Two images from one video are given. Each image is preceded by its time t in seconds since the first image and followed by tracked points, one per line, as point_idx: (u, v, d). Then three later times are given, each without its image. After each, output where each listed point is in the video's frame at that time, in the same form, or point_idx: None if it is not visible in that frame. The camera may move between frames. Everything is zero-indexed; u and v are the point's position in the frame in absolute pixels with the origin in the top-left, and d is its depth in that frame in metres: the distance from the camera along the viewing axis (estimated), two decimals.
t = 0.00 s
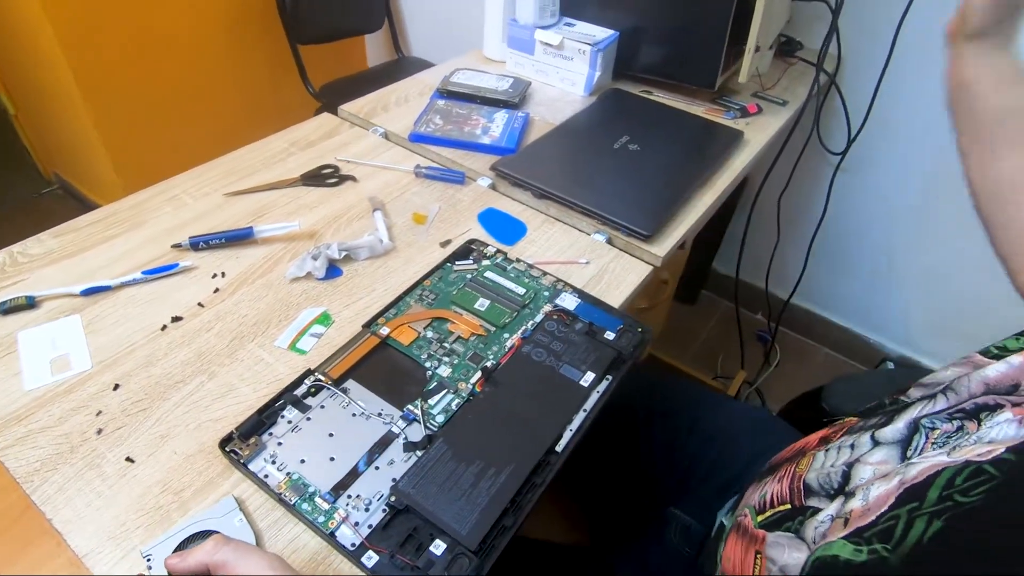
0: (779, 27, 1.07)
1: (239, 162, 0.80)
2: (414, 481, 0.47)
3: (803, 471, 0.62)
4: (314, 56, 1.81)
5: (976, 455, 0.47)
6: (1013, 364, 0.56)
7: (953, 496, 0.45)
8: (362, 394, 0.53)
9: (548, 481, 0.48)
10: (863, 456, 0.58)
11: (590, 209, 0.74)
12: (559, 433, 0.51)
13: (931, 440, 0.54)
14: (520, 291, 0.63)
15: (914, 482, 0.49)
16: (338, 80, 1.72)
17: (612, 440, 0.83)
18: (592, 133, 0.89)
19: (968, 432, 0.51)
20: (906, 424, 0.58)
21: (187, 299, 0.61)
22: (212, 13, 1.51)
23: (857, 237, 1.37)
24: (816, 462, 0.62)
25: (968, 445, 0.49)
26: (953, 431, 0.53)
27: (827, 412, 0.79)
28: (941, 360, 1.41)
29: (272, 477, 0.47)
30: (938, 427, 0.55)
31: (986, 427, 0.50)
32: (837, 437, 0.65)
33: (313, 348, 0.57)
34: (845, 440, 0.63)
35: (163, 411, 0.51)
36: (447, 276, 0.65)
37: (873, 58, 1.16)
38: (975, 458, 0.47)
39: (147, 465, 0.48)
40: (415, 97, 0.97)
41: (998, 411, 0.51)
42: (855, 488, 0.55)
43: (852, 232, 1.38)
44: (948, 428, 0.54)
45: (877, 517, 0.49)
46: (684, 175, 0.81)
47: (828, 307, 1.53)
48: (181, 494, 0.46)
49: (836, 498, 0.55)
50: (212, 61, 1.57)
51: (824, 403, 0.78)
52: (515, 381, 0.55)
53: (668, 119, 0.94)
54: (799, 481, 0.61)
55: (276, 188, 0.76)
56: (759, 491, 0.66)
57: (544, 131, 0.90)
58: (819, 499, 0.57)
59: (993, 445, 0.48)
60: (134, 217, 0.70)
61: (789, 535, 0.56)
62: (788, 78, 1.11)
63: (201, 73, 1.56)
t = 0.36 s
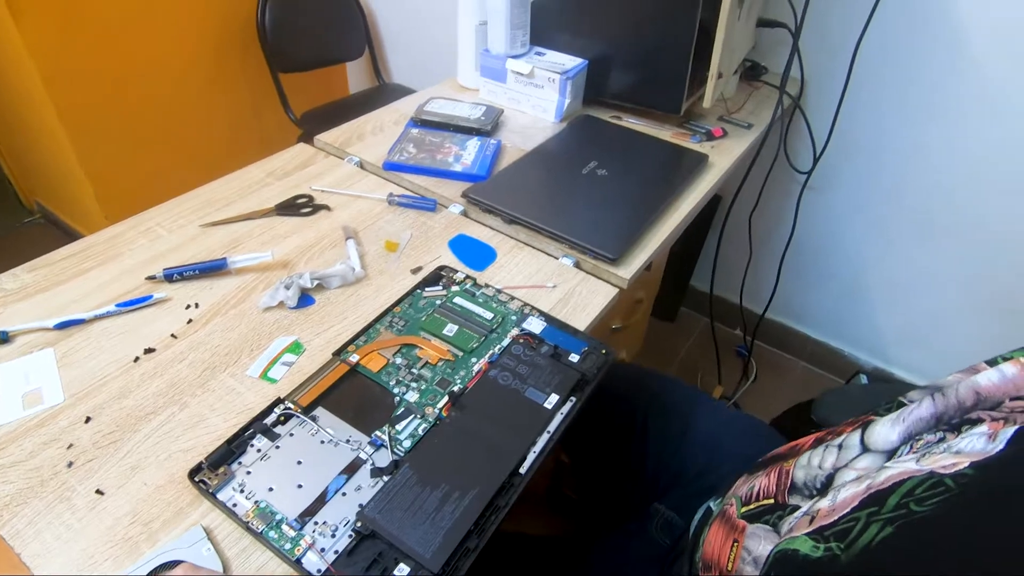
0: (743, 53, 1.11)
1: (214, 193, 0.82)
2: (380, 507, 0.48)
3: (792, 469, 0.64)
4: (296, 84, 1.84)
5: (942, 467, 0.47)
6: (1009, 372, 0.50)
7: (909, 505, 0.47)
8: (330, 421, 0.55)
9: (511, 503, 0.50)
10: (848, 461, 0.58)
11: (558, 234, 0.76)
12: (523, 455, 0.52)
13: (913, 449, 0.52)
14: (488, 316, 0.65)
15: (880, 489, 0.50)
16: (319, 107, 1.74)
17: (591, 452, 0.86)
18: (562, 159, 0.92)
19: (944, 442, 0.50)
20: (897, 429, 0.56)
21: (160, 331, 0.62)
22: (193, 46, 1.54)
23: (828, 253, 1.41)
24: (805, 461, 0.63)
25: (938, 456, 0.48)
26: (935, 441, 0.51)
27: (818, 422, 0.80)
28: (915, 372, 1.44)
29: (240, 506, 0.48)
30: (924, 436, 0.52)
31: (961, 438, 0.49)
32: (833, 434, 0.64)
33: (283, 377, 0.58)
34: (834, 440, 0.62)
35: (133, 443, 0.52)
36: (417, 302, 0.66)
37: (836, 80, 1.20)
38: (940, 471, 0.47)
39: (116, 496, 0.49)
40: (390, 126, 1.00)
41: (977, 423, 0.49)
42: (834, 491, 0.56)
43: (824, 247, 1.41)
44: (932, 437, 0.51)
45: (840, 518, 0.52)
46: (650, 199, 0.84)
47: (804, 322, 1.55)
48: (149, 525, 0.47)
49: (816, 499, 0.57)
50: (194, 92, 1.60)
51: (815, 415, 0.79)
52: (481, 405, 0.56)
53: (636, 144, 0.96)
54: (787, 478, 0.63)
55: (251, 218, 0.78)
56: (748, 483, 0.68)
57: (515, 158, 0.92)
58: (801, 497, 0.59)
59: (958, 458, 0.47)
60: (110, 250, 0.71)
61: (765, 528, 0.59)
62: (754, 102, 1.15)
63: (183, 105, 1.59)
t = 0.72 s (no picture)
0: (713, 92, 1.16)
1: (198, 237, 0.84)
2: (355, 550, 0.49)
3: (768, 507, 0.63)
4: (283, 123, 1.88)
5: (908, 515, 0.47)
6: (971, 411, 0.52)
7: (877, 557, 0.46)
8: (308, 464, 0.56)
9: (484, 544, 0.51)
10: (822, 499, 0.58)
11: (534, 273, 0.78)
12: (496, 495, 0.54)
13: (882, 490, 0.52)
14: (464, 356, 0.67)
15: (850, 536, 0.50)
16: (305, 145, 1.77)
17: (572, 488, 0.86)
18: (538, 198, 0.94)
19: (911, 484, 0.50)
20: (864, 465, 0.57)
21: (141, 377, 0.63)
22: (180, 89, 1.58)
23: (805, 281, 1.44)
24: (780, 498, 0.62)
25: (905, 502, 0.48)
26: (902, 483, 0.51)
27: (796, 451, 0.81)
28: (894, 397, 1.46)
29: (217, 552, 0.49)
30: (891, 475, 0.53)
31: (926, 480, 0.50)
32: (807, 468, 0.64)
33: (262, 421, 0.59)
34: (809, 477, 0.62)
35: (112, 491, 0.53)
36: (395, 343, 0.68)
37: (803, 116, 1.25)
38: (906, 519, 0.47)
39: (94, 545, 0.49)
40: (372, 167, 1.02)
41: (942, 465, 0.50)
42: (807, 533, 0.55)
43: (800, 276, 1.44)
44: (899, 477, 0.52)
45: (813, 566, 0.50)
46: (624, 236, 0.86)
47: (785, 349, 1.57)
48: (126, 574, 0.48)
49: (789, 540, 0.56)
50: (182, 135, 1.63)
51: (793, 443, 0.80)
52: (456, 446, 0.57)
53: (611, 182, 1.00)
54: (761, 516, 0.63)
55: (233, 262, 0.79)
56: (725, 519, 0.68)
57: (493, 197, 0.95)
58: (776, 538, 0.58)
59: (925, 505, 0.47)
60: (93, 296, 0.73)
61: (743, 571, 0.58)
62: (725, 138, 1.19)
63: (171, 147, 1.62)
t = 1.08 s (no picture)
0: (687, 146, 1.21)
1: (185, 292, 0.85)
2: None
3: (743, 559, 0.64)
4: (273, 174, 1.92)
5: (874, 570, 0.50)
6: (933, 465, 0.57)
7: None
8: (287, 521, 0.57)
9: None
10: (795, 552, 0.59)
11: (513, 324, 0.80)
12: (472, 549, 0.54)
13: (853, 544, 0.55)
14: (444, 409, 0.68)
15: None
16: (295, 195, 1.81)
17: (555, 539, 0.86)
18: (519, 250, 0.97)
19: (877, 539, 0.54)
20: (835, 518, 0.59)
21: (124, 434, 0.64)
22: (174, 145, 1.62)
23: (784, 324, 1.47)
24: (756, 550, 0.63)
25: (871, 557, 0.52)
26: (870, 537, 0.55)
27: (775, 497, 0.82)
28: (877, 438, 1.48)
29: None
30: (860, 529, 0.56)
31: (892, 536, 0.53)
32: (782, 521, 0.65)
33: (244, 477, 0.60)
34: (784, 529, 0.63)
35: (92, 551, 0.53)
36: (376, 397, 0.70)
37: (775, 166, 1.31)
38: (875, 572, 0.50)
39: None
40: (358, 221, 1.05)
41: (907, 520, 0.54)
42: None
43: (779, 320, 1.47)
44: (867, 531, 0.56)
45: None
46: (602, 287, 0.89)
47: (769, 392, 1.59)
48: None
49: None
50: (174, 188, 1.67)
51: (773, 491, 0.81)
52: (434, 500, 0.59)
53: (589, 234, 1.03)
54: (736, 567, 0.63)
55: (219, 317, 0.81)
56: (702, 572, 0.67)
57: (475, 250, 0.98)
58: None
59: (890, 562, 0.50)
60: (79, 353, 0.74)
61: None
62: (700, 189, 1.24)
63: (163, 201, 1.66)
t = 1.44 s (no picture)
0: (659, 205, 1.26)
1: (168, 357, 0.87)
2: None
3: None
4: (259, 230, 1.96)
5: None
6: (877, 524, 0.64)
7: None
8: None
9: None
10: None
11: (491, 385, 0.82)
12: None
13: None
14: (422, 474, 0.70)
15: None
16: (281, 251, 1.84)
17: None
18: (498, 310, 1.00)
19: None
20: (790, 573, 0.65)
21: (103, 504, 0.65)
22: (161, 205, 1.66)
23: (760, 374, 1.50)
24: None
25: None
26: None
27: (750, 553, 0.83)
28: (857, 487, 1.49)
29: None
30: None
31: None
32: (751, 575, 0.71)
33: (222, 547, 0.61)
34: None
35: None
36: (356, 462, 0.71)
37: (744, 223, 1.36)
38: None
39: None
40: (341, 282, 1.08)
41: None
42: None
43: (757, 370, 1.51)
44: None
45: None
46: (578, 346, 0.92)
47: (750, 442, 1.61)
48: None
49: None
50: (160, 247, 1.70)
51: (747, 546, 0.82)
52: (411, 568, 0.60)
53: (566, 292, 1.06)
54: None
55: (202, 382, 0.82)
56: None
57: (455, 310, 1.00)
58: None
59: None
60: (60, 421, 0.75)
61: None
62: (673, 245, 1.28)
63: (149, 260, 1.68)
